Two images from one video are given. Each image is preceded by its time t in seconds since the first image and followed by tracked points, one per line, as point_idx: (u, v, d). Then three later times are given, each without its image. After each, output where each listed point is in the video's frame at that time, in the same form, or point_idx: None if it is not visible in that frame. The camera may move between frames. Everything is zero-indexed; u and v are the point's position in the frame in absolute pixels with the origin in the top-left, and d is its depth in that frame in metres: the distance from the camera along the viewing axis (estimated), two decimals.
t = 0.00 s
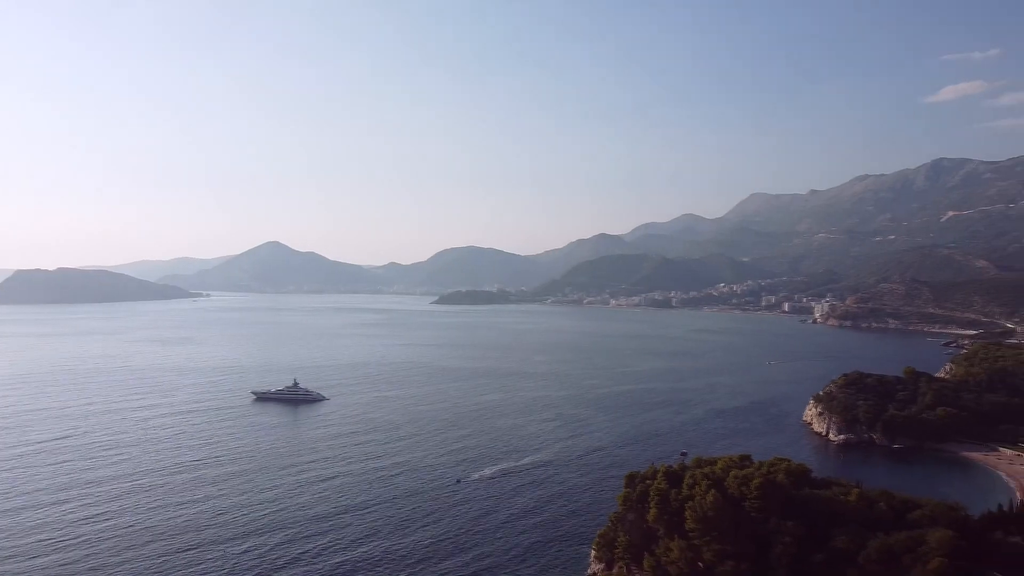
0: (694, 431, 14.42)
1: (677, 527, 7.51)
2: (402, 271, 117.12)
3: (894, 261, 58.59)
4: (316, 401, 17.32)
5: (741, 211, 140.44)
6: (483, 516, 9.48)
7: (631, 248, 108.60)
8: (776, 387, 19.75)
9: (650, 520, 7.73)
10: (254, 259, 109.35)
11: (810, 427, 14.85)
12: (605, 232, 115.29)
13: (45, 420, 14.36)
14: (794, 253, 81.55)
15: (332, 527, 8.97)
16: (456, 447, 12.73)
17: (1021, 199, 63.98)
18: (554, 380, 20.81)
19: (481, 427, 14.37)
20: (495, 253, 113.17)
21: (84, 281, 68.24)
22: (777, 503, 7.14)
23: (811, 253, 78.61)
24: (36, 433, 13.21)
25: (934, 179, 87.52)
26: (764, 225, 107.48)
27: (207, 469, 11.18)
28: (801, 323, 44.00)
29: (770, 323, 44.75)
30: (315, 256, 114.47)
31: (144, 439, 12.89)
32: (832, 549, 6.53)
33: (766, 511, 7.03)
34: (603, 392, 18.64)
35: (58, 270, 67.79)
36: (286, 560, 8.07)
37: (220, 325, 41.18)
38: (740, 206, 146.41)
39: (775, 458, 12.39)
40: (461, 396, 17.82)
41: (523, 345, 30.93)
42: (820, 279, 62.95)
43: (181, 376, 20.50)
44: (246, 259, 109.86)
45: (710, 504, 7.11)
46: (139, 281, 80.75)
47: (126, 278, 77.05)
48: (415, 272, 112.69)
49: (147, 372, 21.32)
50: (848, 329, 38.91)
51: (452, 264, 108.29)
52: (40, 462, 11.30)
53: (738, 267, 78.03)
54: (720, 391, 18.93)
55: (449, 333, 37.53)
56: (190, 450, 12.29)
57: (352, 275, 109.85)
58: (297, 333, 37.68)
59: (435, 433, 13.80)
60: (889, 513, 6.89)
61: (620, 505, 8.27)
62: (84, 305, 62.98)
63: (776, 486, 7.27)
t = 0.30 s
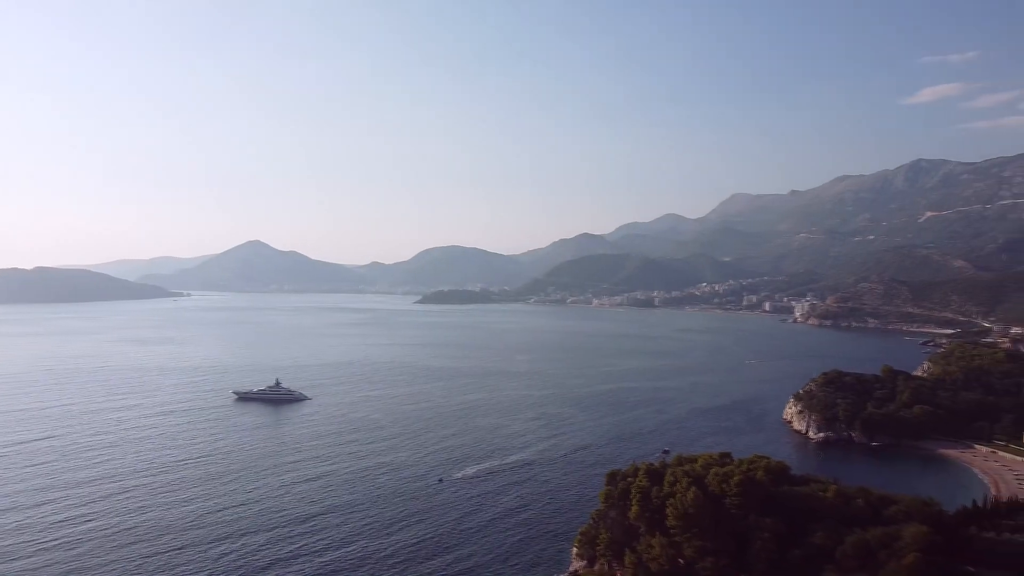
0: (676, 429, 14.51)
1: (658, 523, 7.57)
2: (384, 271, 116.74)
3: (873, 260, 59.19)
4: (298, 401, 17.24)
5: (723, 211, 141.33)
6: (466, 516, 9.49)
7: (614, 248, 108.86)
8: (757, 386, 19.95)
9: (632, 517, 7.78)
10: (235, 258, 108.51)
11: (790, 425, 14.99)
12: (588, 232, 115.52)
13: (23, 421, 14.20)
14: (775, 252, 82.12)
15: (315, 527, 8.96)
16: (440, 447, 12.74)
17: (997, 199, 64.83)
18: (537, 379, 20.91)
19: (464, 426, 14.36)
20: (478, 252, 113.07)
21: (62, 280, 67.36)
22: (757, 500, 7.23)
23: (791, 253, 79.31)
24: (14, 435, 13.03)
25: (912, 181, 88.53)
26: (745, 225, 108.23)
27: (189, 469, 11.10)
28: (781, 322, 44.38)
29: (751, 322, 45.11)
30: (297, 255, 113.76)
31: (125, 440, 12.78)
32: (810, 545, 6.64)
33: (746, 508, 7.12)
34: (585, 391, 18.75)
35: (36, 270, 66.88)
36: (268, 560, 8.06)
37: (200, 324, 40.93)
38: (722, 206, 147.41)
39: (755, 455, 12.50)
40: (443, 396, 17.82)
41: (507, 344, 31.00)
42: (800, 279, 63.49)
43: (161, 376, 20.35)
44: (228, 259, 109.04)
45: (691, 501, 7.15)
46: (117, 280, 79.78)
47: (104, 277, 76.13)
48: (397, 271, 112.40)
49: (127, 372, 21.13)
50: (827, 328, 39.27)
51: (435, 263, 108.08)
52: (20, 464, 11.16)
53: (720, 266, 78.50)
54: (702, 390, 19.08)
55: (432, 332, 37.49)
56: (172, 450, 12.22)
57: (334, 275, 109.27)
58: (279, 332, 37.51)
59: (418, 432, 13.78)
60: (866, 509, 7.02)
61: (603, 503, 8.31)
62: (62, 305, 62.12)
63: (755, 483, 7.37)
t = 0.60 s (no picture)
0: (655, 428, 14.61)
1: (637, 521, 7.62)
2: (366, 271, 116.38)
3: (851, 260, 59.80)
4: (278, 401, 17.14)
5: (703, 211, 142.10)
6: (448, 514, 9.54)
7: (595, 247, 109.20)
8: (736, 384, 20.11)
9: (611, 515, 7.81)
10: (214, 257, 107.49)
11: (768, 423, 15.12)
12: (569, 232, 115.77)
13: None
14: (754, 252, 82.75)
15: (297, 527, 8.96)
16: (421, 447, 12.76)
17: (971, 201, 65.74)
18: (518, 378, 20.94)
19: (446, 426, 14.37)
20: (459, 251, 113.00)
21: (38, 279, 66.36)
22: (735, 497, 7.32)
23: (770, 253, 79.95)
24: None
25: (889, 182, 89.52)
26: (725, 225, 108.90)
27: (168, 470, 11.02)
28: (760, 321, 44.74)
29: (731, 321, 45.44)
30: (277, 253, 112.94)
31: (103, 441, 12.65)
32: (785, 541, 6.74)
33: (724, 505, 7.20)
34: (566, 390, 18.82)
35: (11, 269, 65.84)
36: (251, 560, 8.06)
37: (178, 324, 40.53)
38: (702, 206, 148.25)
39: (733, 453, 12.61)
40: (424, 395, 17.81)
41: (488, 344, 30.99)
42: (779, 278, 64.01)
43: (139, 377, 20.16)
44: (207, 257, 108.24)
45: (669, 499, 7.21)
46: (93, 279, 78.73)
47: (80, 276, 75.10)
48: (378, 271, 111.94)
49: (104, 372, 20.95)
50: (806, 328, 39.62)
51: (416, 263, 107.76)
52: None
53: (700, 266, 79.02)
54: (681, 389, 19.20)
55: (413, 332, 37.40)
56: (151, 450, 12.12)
57: (314, 274, 108.60)
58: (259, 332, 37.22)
59: (399, 432, 13.77)
60: (842, 506, 7.15)
61: (582, 502, 8.34)
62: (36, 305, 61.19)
63: (732, 480, 7.45)
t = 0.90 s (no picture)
0: (634, 426, 14.70)
1: (615, 519, 7.67)
2: (346, 270, 115.88)
3: (828, 260, 60.42)
4: (258, 401, 17.04)
5: (683, 211, 142.89)
6: (430, 514, 9.57)
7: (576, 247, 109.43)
8: (714, 383, 20.29)
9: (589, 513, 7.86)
10: (192, 256, 106.43)
11: (746, 421, 15.24)
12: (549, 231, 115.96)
13: None
14: (733, 252, 83.35)
15: (280, 528, 8.94)
16: (402, 446, 12.78)
17: (946, 202, 66.65)
18: (498, 378, 20.99)
19: (427, 425, 14.37)
20: (440, 251, 112.80)
21: (11, 278, 65.27)
22: (712, 493, 7.41)
23: (748, 253, 80.60)
24: None
25: (865, 183, 90.50)
26: (705, 225, 109.55)
27: (147, 471, 10.95)
28: (739, 320, 45.08)
29: (710, 321, 45.73)
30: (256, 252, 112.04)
31: (80, 442, 12.52)
32: (762, 537, 6.84)
33: (701, 502, 7.30)
34: (546, 390, 18.89)
35: None
36: (235, 560, 8.04)
37: (155, 324, 40.12)
38: (682, 206, 149.03)
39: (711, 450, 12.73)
40: (404, 395, 17.79)
41: (468, 344, 30.99)
42: (757, 278, 64.54)
43: (116, 377, 19.97)
44: (185, 256, 107.25)
45: (647, 496, 7.27)
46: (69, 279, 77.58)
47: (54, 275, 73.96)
48: (358, 271, 111.42)
49: (80, 373, 20.69)
50: (783, 327, 39.97)
51: (396, 262, 107.40)
52: None
53: (680, 266, 79.43)
54: (661, 388, 19.33)
55: (394, 331, 37.31)
56: (130, 451, 12.02)
57: (293, 273, 107.82)
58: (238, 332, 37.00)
59: (380, 432, 13.77)
60: (817, 502, 7.28)
61: (562, 499, 8.37)
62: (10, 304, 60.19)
63: (710, 477, 7.55)
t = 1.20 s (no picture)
0: (613, 425, 14.78)
1: (595, 516, 7.71)
2: (326, 270, 115.42)
3: (805, 260, 61.04)
4: (236, 401, 16.93)
5: (663, 210, 143.63)
6: (409, 513, 9.57)
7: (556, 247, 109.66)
8: (693, 382, 20.44)
9: (569, 511, 7.90)
10: (170, 255, 105.50)
11: (724, 420, 15.35)
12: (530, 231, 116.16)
13: None
14: (712, 252, 83.93)
15: (262, 527, 8.93)
16: (381, 445, 12.78)
17: (921, 203, 67.54)
18: (479, 377, 21.01)
19: (408, 425, 14.36)
20: (420, 250, 112.67)
21: None
22: (690, 490, 7.48)
23: (727, 252, 81.20)
24: None
25: (843, 184, 91.47)
26: (685, 225, 110.21)
27: (126, 471, 10.89)
28: (717, 320, 45.44)
29: (689, 320, 46.04)
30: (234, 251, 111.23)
31: (59, 444, 12.40)
32: (739, 533, 6.91)
33: (679, 499, 7.36)
34: (526, 389, 18.93)
35: None
36: (215, 560, 8.03)
37: (132, 324, 39.77)
38: (662, 205, 149.74)
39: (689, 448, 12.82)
40: (384, 395, 17.77)
41: (449, 343, 30.97)
42: (735, 277, 65.06)
43: (92, 377, 19.78)
44: (163, 254, 106.38)
45: (626, 493, 7.32)
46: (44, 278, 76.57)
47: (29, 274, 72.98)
48: (338, 271, 110.96)
49: (56, 373, 20.46)
50: (761, 326, 40.35)
51: (377, 262, 107.06)
52: None
53: (660, 266, 79.86)
54: (640, 387, 19.45)
55: (375, 331, 37.22)
56: (109, 452, 11.94)
57: (272, 273, 107.10)
58: (218, 331, 36.75)
59: (359, 432, 13.76)
60: (792, 498, 7.36)
61: (541, 498, 8.41)
62: None
63: (688, 474, 7.62)
